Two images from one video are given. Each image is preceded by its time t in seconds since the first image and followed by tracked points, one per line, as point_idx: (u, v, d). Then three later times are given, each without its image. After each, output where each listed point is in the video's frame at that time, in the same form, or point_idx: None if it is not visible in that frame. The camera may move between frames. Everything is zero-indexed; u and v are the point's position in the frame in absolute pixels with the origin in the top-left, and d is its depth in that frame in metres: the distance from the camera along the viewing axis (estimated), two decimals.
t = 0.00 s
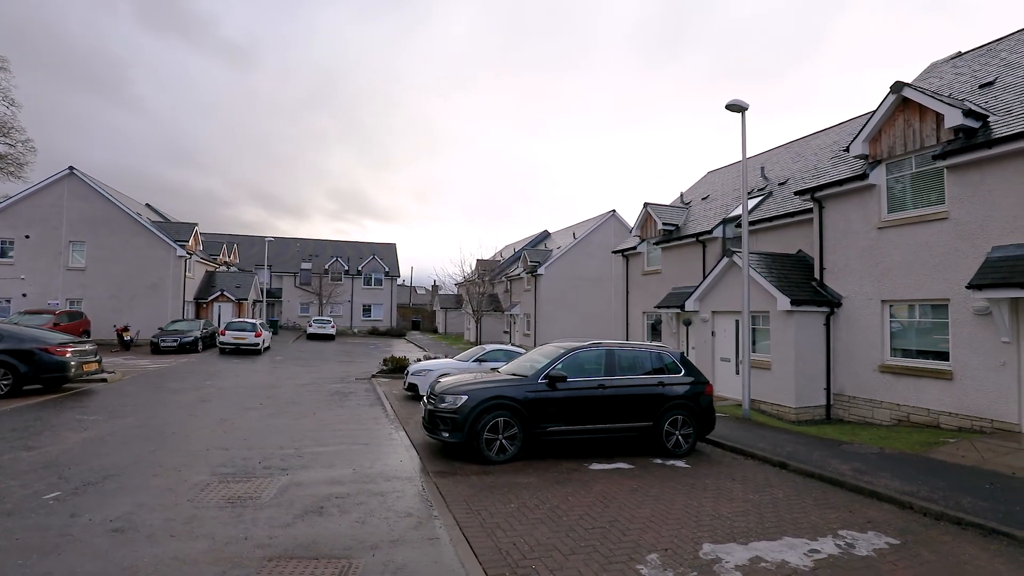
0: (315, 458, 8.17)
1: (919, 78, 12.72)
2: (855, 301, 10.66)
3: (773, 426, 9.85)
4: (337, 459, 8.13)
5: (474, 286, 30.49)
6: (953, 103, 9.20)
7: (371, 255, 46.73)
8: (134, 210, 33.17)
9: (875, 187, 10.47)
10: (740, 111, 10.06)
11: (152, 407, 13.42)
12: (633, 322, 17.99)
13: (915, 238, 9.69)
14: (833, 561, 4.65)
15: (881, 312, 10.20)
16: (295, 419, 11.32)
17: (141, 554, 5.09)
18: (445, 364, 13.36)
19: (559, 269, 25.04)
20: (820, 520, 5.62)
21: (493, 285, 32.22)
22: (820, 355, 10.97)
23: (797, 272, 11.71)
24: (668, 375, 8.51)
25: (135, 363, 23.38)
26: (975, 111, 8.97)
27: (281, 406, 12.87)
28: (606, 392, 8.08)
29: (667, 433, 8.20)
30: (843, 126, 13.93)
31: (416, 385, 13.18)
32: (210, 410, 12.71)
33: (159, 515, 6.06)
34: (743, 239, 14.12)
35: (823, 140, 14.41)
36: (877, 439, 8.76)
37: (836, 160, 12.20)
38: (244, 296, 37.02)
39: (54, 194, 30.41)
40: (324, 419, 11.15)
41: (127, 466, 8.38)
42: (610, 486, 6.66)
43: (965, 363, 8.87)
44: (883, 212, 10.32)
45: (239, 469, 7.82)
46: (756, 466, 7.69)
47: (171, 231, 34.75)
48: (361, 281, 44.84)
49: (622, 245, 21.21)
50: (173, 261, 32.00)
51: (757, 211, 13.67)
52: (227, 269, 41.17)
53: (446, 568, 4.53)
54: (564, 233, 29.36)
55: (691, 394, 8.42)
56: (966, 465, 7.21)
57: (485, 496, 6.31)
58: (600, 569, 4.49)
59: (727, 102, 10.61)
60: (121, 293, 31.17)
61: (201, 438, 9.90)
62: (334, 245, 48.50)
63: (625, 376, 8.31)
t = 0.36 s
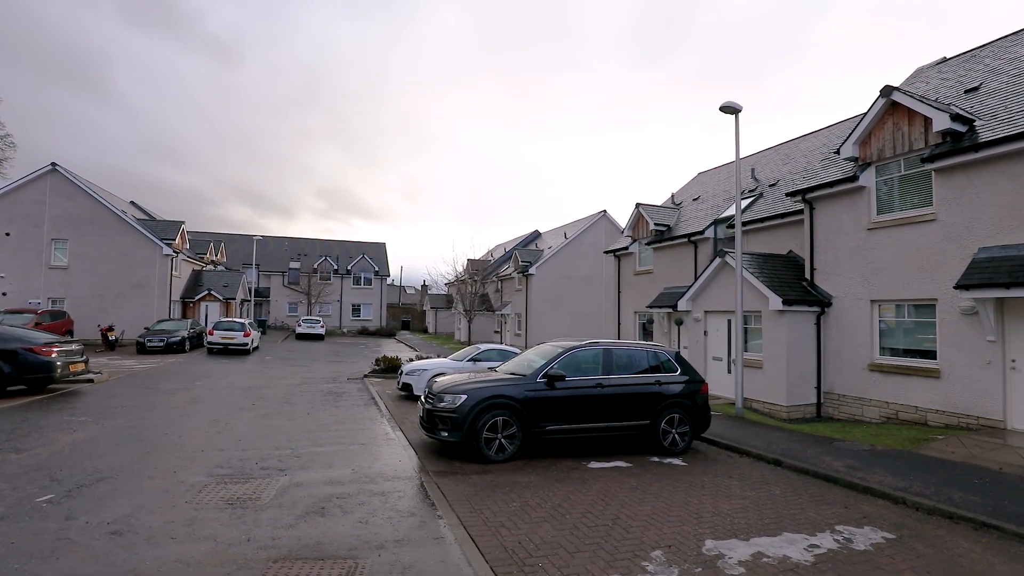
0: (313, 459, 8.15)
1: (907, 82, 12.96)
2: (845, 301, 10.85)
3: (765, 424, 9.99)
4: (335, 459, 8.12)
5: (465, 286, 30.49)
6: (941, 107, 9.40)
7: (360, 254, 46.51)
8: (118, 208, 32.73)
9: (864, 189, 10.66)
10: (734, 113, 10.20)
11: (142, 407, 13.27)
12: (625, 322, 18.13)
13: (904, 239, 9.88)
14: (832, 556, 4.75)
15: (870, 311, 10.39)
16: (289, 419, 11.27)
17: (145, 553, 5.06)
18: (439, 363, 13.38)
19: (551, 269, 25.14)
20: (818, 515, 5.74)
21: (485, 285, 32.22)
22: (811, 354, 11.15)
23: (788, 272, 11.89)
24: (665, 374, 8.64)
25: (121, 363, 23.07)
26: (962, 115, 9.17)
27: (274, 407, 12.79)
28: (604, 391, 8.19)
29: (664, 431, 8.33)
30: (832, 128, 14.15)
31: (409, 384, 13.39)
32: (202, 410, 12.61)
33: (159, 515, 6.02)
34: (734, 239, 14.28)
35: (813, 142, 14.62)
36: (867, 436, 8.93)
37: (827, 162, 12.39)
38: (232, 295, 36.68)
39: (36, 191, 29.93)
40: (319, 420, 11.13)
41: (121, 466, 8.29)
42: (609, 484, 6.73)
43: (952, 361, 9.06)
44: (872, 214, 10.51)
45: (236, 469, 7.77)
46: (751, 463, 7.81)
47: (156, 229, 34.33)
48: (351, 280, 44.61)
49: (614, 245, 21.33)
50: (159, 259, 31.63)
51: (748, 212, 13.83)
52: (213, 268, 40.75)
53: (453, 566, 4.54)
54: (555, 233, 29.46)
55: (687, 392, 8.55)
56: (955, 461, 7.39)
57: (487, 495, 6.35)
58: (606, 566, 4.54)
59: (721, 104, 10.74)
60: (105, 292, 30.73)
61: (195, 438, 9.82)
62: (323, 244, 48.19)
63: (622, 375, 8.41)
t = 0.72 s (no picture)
0: (317, 459, 8.18)
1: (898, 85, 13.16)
2: (839, 301, 11.01)
3: (762, 422, 10.13)
4: (338, 459, 8.17)
5: (460, 285, 30.53)
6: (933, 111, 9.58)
7: (354, 254, 46.39)
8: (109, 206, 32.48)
9: (859, 191, 10.82)
10: (731, 115, 10.33)
11: (139, 408, 13.22)
12: (621, 321, 18.25)
13: (897, 240, 10.05)
14: (835, 551, 4.87)
15: (864, 311, 10.56)
16: (289, 420, 11.28)
17: (156, 553, 5.10)
18: (438, 363, 13.42)
19: (545, 268, 25.24)
20: (818, 512, 5.86)
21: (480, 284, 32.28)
22: (806, 353, 11.31)
23: (783, 272, 12.05)
24: (665, 373, 8.77)
25: (114, 364, 22.91)
26: (953, 119, 9.34)
27: (273, 408, 12.79)
28: (606, 390, 8.29)
29: (664, 430, 8.45)
30: (826, 130, 14.33)
31: (407, 384, 13.54)
32: (200, 411, 12.58)
33: (166, 515, 6.05)
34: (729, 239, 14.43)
35: (806, 143, 14.80)
36: (862, 434, 9.08)
37: (821, 164, 12.56)
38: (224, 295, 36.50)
39: (25, 189, 29.63)
40: (320, 421, 11.15)
41: (122, 467, 8.28)
42: (613, 483, 6.82)
43: (945, 359, 9.23)
44: (866, 215, 10.67)
45: (240, 470, 7.79)
46: (750, 461, 7.93)
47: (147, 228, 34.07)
48: (344, 280, 44.49)
49: (610, 245, 21.45)
50: (151, 258, 31.43)
51: (743, 212, 13.98)
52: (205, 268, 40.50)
53: (466, 565, 4.60)
54: (550, 233, 29.55)
55: (686, 391, 8.69)
56: (949, 458, 7.56)
57: (493, 494, 6.42)
58: (616, 563, 4.62)
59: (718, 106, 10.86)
60: (96, 291, 30.47)
61: (195, 439, 9.82)
62: (316, 243, 48.02)
63: (623, 375, 8.53)
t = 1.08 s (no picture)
0: (323, 459, 8.27)
1: (890, 89, 13.41)
2: (833, 301, 11.23)
3: (758, 420, 10.33)
4: (344, 458, 8.27)
5: (456, 286, 30.62)
6: (925, 114, 9.80)
7: (348, 254, 46.34)
8: (101, 205, 32.31)
9: (852, 193, 11.04)
10: (728, 118, 10.53)
11: (139, 409, 13.25)
12: (617, 321, 18.44)
13: (889, 241, 10.27)
14: (835, 542, 5.05)
15: (857, 311, 10.78)
16: (291, 421, 11.36)
17: (173, 550, 5.19)
18: (437, 363, 13.54)
19: (541, 269, 25.41)
20: (817, 506, 6.04)
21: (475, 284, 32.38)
22: (800, 352, 11.52)
23: (778, 272, 12.25)
24: (665, 372, 8.95)
25: (108, 364, 22.83)
26: (944, 123, 9.57)
27: (274, 408, 12.86)
28: (607, 389, 8.45)
29: (664, 428, 8.63)
30: (819, 133, 14.57)
31: (406, 384, 13.67)
32: (201, 411, 12.63)
33: (179, 514, 6.14)
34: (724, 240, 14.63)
35: (800, 146, 15.04)
36: (857, 431, 9.29)
37: (815, 166, 12.79)
38: (218, 295, 36.39)
39: (16, 188, 29.43)
40: (322, 421, 11.24)
41: (128, 466, 8.34)
42: (616, 480, 6.97)
43: (936, 358, 9.46)
44: (859, 216, 10.89)
45: (248, 469, 7.87)
46: (748, 458, 8.12)
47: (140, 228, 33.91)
48: (338, 280, 44.44)
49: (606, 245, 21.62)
50: (144, 258, 31.28)
51: (738, 213, 14.18)
52: (198, 268, 40.33)
53: (479, 558, 4.74)
54: (544, 233, 29.70)
55: (686, 390, 8.87)
56: (941, 453, 7.77)
57: (500, 491, 6.55)
58: (625, 556, 4.77)
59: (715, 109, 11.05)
60: (88, 292, 30.30)
61: (199, 438, 9.88)
62: (309, 244, 47.92)
63: (624, 374, 8.69)
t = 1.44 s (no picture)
0: (325, 458, 8.37)
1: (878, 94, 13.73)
2: (823, 301, 11.50)
3: (750, 418, 10.57)
4: (346, 457, 8.38)
5: (448, 286, 30.72)
6: (912, 120, 10.08)
7: (339, 254, 46.22)
8: (90, 204, 32.02)
9: (841, 196, 11.31)
10: (721, 122, 10.76)
11: (134, 410, 13.25)
12: (609, 321, 18.66)
13: (877, 244, 10.55)
14: (829, 535, 5.26)
15: (847, 311, 11.05)
16: (290, 421, 11.44)
17: (186, 547, 5.28)
18: (434, 363, 13.68)
19: (534, 269, 25.59)
20: (811, 500, 6.26)
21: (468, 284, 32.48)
22: (791, 352, 11.78)
23: (769, 273, 12.51)
24: (661, 371, 9.15)
25: (98, 365, 22.69)
26: (931, 128, 9.85)
27: (271, 409, 12.92)
28: (605, 388, 8.63)
29: (661, 426, 8.84)
30: (808, 136, 14.87)
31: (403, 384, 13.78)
32: (198, 412, 12.67)
33: (187, 512, 6.22)
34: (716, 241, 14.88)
35: (790, 149, 15.33)
36: (847, 428, 9.54)
37: (805, 169, 13.06)
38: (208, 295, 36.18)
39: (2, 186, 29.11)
40: (321, 422, 11.33)
41: (130, 466, 8.39)
42: (616, 478, 7.15)
43: (922, 357, 9.74)
44: (849, 219, 11.16)
45: (252, 468, 7.95)
46: (743, 455, 8.34)
47: (128, 227, 33.64)
48: (329, 280, 44.34)
49: (598, 246, 21.82)
50: (133, 257, 31.04)
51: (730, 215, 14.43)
52: (187, 267, 40.06)
53: (489, 552, 4.88)
54: (536, 234, 29.87)
55: (682, 388, 9.07)
56: (928, 450, 8.04)
57: (503, 489, 6.70)
58: (629, 549, 4.95)
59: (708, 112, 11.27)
60: (76, 291, 30.03)
61: (199, 439, 9.94)
62: (300, 244, 47.73)
63: (622, 373, 8.88)
